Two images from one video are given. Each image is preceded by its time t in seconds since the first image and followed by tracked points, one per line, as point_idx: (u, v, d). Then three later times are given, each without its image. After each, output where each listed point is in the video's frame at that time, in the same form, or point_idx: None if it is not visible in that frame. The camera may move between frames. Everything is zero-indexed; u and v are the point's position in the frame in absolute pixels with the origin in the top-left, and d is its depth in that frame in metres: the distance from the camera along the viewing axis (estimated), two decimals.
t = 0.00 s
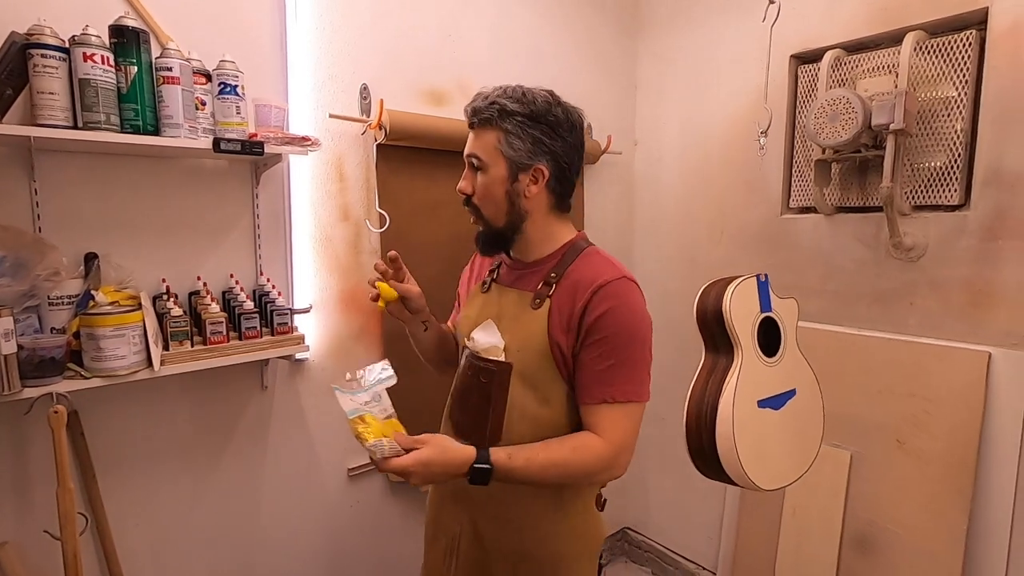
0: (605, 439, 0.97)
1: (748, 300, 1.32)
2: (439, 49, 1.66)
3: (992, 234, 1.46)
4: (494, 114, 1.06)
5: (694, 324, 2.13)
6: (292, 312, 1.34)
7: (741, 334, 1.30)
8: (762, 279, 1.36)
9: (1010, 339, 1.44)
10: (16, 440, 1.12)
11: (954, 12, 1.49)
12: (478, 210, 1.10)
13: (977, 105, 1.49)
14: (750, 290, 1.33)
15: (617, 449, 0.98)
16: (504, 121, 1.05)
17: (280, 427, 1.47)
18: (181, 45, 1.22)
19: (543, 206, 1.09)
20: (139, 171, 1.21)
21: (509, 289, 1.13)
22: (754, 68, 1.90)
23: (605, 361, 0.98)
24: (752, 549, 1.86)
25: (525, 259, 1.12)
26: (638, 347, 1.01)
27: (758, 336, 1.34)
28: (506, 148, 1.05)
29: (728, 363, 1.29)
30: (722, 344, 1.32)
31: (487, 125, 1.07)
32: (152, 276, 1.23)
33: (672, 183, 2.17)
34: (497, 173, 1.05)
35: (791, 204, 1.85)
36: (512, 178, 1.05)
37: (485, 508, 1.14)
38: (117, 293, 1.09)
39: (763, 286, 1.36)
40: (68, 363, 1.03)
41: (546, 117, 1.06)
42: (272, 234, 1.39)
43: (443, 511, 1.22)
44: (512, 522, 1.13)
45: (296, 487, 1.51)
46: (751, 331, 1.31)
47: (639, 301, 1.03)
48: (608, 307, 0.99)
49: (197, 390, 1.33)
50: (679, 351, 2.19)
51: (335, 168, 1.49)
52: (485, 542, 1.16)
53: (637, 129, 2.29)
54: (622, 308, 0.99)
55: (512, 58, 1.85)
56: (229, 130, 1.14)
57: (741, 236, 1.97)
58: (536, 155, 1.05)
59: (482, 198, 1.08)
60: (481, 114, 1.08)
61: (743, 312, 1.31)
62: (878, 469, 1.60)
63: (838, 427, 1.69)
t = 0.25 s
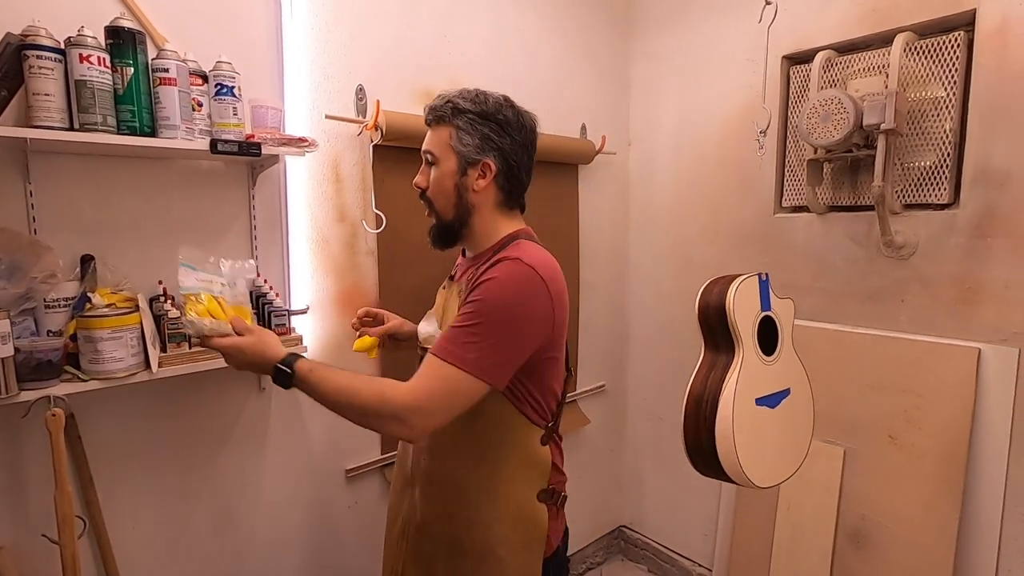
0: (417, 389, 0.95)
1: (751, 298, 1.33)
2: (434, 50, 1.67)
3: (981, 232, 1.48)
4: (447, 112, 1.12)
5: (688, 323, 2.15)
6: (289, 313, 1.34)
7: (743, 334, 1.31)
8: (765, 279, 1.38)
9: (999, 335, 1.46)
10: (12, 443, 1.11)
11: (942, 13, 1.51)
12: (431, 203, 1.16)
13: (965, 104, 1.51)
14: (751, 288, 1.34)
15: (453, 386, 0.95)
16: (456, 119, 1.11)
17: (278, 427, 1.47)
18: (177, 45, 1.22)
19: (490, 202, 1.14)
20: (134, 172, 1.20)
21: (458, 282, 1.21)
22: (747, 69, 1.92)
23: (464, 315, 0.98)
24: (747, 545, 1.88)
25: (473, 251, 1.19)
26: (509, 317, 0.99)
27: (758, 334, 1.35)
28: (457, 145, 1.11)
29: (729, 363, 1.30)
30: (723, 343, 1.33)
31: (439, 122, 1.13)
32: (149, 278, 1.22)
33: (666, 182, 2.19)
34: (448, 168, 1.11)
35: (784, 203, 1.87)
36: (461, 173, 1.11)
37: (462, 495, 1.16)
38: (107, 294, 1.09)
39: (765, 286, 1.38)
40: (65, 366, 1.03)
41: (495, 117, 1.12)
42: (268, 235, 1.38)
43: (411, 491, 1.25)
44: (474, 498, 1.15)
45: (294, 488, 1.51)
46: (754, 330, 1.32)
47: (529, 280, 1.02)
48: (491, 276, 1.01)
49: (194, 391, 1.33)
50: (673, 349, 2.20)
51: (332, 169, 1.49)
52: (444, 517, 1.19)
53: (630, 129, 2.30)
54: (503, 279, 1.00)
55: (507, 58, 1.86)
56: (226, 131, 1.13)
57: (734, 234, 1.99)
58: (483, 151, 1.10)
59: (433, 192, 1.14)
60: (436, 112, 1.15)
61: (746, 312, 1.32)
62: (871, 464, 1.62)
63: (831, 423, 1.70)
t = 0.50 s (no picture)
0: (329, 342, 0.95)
1: (751, 296, 1.35)
2: (432, 49, 1.66)
3: (976, 231, 1.49)
4: (402, 111, 1.10)
5: (686, 322, 2.15)
6: (287, 312, 1.33)
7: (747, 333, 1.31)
8: (760, 276, 1.39)
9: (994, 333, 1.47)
10: (8, 444, 1.10)
11: (938, 13, 1.52)
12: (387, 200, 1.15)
13: (961, 104, 1.52)
14: (752, 288, 1.35)
15: (364, 338, 0.96)
16: (411, 116, 1.10)
17: (276, 427, 1.46)
18: (175, 43, 1.21)
19: (446, 198, 1.13)
20: (131, 170, 1.19)
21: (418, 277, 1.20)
22: (744, 69, 1.92)
23: (385, 289, 0.98)
24: (744, 542, 1.88)
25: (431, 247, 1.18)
26: (425, 292, 0.98)
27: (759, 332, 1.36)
28: (411, 142, 1.09)
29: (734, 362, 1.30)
30: (725, 343, 1.33)
31: (391, 119, 1.12)
32: (148, 277, 1.22)
33: (663, 181, 2.19)
34: (403, 165, 1.09)
35: (781, 203, 1.88)
36: (416, 169, 1.09)
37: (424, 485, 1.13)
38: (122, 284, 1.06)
39: (762, 284, 1.39)
40: (63, 366, 1.02)
41: (449, 115, 1.10)
42: (267, 234, 1.38)
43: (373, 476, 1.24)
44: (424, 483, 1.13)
45: (292, 488, 1.51)
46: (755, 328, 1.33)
47: (457, 264, 0.99)
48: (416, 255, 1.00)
49: (192, 391, 1.32)
50: (670, 348, 2.21)
51: (330, 168, 1.49)
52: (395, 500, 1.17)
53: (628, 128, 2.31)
54: (427, 258, 0.99)
55: (505, 58, 1.86)
56: (224, 129, 1.13)
57: (731, 233, 2.00)
58: (438, 148, 1.09)
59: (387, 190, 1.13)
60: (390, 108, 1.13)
61: (748, 309, 1.33)
62: (868, 461, 1.63)
63: (829, 421, 1.71)
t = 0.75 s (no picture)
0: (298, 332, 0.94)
1: (758, 293, 1.34)
2: (430, 45, 1.66)
3: (973, 229, 1.50)
4: (381, 111, 1.10)
5: (683, 320, 2.15)
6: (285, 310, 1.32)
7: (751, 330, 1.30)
8: (767, 274, 1.38)
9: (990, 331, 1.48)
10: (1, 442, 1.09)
11: (935, 12, 1.52)
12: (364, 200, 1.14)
13: (957, 103, 1.52)
14: (758, 285, 1.35)
15: (332, 324, 0.95)
16: (390, 117, 1.09)
17: (272, 425, 1.45)
18: (170, 38, 1.20)
19: (426, 198, 1.13)
20: (127, 165, 1.18)
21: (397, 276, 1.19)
22: (741, 67, 1.92)
23: (355, 278, 0.97)
24: (741, 540, 1.89)
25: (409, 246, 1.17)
26: (395, 283, 0.97)
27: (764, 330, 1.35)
28: (391, 143, 1.08)
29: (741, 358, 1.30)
30: (732, 341, 1.32)
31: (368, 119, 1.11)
32: (143, 274, 1.21)
33: (660, 179, 2.19)
34: (383, 165, 1.09)
35: (778, 201, 1.88)
36: (396, 169, 1.09)
37: (417, 480, 1.12)
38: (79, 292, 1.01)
39: (766, 280, 1.39)
40: (58, 363, 1.01)
41: (428, 116, 1.10)
42: (263, 230, 1.37)
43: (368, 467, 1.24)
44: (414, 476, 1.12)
45: (289, 487, 1.50)
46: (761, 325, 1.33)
47: (427, 258, 0.99)
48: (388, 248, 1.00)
49: (188, 389, 1.31)
50: (667, 346, 2.21)
51: (327, 164, 1.48)
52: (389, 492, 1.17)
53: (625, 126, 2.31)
54: (398, 251, 0.98)
55: (503, 55, 1.86)
56: (221, 124, 1.12)
57: (728, 231, 2.00)
58: (418, 148, 1.08)
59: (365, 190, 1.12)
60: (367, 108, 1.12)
61: (755, 308, 1.32)
62: (864, 458, 1.64)
63: (825, 419, 1.72)
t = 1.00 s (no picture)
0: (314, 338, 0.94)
1: (762, 290, 1.34)
2: (428, 42, 1.65)
3: (971, 228, 1.50)
4: (375, 115, 1.08)
5: (681, 318, 2.16)
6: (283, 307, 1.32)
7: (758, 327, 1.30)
8: (771, 272, 1.38)
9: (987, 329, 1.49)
10: None
11: (934, 11, 1.52)
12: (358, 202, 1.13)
13: (956, 102, 1.52)
14: (762, 283, 1.34)
15: (338, 340, 0.93)
16: (386, 121, 1.08)
17: (270, 423, 1.45)
18: (167, 34, 1.19)
19: (421, 200, 1.12)
20: (123, 162, 1.17)
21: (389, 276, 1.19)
22: (740, 65, 1.92)
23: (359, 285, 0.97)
24: (738, 538, 1.89)
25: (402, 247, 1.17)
26: (398, 284, 0.97)
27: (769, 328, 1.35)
28: (388, 146, 1.07)
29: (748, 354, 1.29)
30: (738, 338, 1.32)
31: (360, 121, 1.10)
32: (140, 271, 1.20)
33: (659, 177, 2.19)
34: (380, 169, 1.07)
35: (777, 199, 1.88)
36: (393, 172, 1.08)
37: (418, 476, 1.13)
38: (74, 290, 0.99)
39: (773, 279, 1.38)
40: (54, 361, 1.00)
41: (423, 118, 1.10)
42: (261, 227, 1.36)
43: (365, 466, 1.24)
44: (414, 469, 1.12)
45: (287, 485, 1.50)
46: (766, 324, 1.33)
47: (428, 260, 0.99)
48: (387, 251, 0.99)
49: (185, 386, 1.31)
50: (666, 344, 2.21)
51: (325, 161, 1.47)
52: (388, 487, 1.17)
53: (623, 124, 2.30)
54: (398, 252, 0.98)
55: (501, 52, 1.85)
56: (218, 121, 1.11)
57: (727, 229, 2.00)
58: (415, 151, 1.08)
59: (359, 191, 1.11)
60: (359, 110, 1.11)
61: (761, 308, 1.32)
62: (862, 456, 1.64)
63: (823, 417, 1.72)
